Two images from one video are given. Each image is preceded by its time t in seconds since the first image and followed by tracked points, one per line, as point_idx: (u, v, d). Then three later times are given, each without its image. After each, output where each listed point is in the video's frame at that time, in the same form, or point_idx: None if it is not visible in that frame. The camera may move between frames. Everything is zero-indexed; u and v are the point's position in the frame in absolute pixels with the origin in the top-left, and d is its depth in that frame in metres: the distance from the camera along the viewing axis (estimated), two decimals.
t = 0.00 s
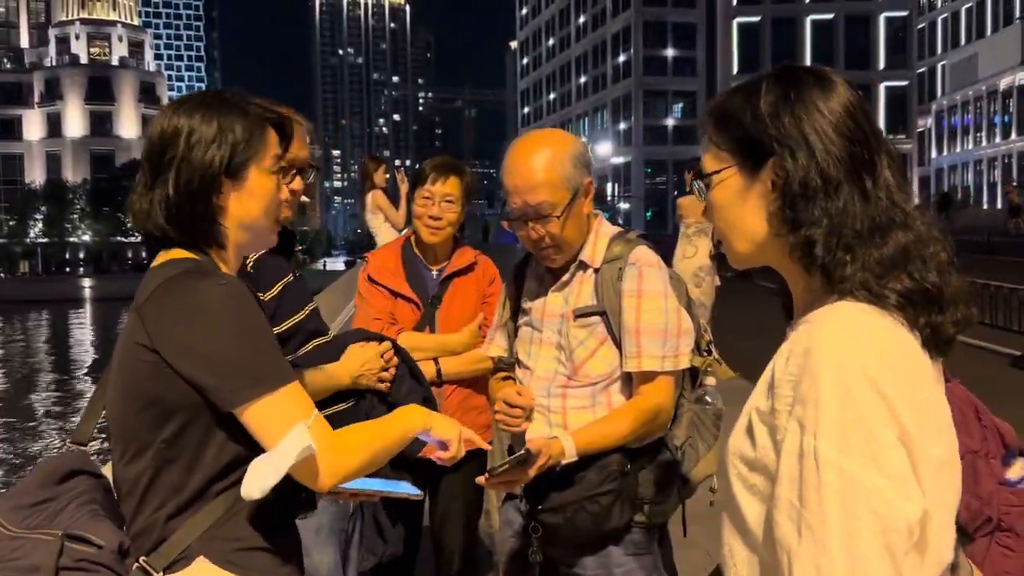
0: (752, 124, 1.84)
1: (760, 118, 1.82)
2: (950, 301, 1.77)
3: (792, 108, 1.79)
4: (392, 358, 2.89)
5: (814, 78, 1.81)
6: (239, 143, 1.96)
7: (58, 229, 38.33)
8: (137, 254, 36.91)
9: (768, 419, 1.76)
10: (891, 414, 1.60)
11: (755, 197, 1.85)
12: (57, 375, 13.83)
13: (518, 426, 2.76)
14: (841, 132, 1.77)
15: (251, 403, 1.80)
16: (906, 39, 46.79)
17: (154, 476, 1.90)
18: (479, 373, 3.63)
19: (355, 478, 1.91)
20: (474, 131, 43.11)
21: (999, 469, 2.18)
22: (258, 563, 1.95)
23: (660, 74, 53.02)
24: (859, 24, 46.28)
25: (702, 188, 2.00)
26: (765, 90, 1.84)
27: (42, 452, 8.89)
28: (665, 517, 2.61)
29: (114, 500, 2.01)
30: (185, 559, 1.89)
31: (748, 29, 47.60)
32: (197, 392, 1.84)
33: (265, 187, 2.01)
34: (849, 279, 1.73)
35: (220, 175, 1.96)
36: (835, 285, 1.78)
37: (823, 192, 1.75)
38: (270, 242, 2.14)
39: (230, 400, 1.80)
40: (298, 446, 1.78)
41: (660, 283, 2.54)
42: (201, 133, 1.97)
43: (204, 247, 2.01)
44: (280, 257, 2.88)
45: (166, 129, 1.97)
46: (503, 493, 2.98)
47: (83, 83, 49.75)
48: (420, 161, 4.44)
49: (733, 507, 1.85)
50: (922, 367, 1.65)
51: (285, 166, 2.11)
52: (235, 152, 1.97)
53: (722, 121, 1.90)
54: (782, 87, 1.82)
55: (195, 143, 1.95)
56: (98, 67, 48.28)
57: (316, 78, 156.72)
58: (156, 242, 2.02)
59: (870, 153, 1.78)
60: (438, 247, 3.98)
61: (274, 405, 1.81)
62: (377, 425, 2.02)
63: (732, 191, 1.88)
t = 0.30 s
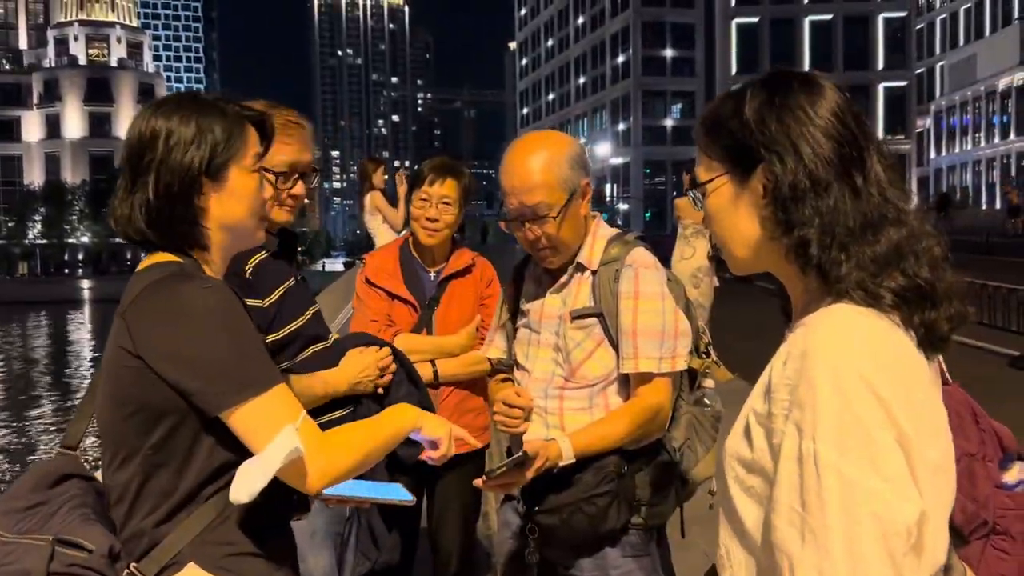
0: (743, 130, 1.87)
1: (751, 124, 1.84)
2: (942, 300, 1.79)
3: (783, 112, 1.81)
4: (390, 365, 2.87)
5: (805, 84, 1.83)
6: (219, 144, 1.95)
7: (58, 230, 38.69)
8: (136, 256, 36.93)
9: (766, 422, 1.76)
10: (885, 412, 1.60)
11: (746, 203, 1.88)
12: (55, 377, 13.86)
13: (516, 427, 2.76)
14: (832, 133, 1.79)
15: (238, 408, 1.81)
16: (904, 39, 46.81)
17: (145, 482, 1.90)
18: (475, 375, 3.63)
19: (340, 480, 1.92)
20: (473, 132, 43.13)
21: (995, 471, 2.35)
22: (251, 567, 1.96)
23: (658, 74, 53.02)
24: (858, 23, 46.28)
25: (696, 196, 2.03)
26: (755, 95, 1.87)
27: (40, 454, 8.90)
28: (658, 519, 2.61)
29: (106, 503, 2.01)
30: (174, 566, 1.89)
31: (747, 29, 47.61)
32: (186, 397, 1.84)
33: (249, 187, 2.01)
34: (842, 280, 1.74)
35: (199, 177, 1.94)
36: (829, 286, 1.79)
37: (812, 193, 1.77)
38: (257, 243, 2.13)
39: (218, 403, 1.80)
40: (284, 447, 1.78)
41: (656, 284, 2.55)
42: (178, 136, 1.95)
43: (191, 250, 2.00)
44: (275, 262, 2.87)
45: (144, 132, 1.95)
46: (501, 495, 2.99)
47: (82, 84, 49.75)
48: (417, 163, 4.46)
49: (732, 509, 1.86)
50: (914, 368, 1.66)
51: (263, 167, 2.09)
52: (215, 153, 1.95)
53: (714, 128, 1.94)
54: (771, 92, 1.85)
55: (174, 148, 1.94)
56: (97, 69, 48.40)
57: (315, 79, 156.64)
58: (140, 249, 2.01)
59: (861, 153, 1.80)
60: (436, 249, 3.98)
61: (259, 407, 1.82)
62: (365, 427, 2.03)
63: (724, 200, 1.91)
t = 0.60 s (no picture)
0: (729, 137, 1.90)
1: (737, 132, 1.88)
2: (925, 299, 1.80)
3: (766, 121, 1.85)
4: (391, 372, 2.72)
5: (789, 94, 1.87)
6: (202, 144, 1.94)
7: (56, 231, 39.41)
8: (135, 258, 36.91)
9: (753, 421, 1.79)
10: (864, 406, 1.61)
11: (734, 209, 1.91)
12: (54, 379, 13.88)
13: (519, 429, 2.75)
14: (815, 139, 1.82)
15: (242, 405, 1.80)
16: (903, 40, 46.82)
17: (141, 486, 1.89)
18: (475, 377, 3.63)
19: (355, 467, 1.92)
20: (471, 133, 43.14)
21: (986, 471, 2.23)
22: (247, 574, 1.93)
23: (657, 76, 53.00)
24: (856, 25, 46.28)
25: (687, 203, 2.06)
26: (740, 106, 1.91)
27: (39, 456, 8.91)
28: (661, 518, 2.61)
29: (103, 507, 2.00)
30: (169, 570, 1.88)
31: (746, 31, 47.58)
32: (179, 402, 1.83)
33: (233, 187, 2.00)
34: (825, 281, 1.76)
35: (183, 177, 1.92)
36: (812, 288, 1.80)
37: (796, 199, 1.79)
38: (244, 242, 2.12)
39: (215, 404, 1.80)
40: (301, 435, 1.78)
41: (657, 286, 2.54)
42: (153, 139, 1.91)
43: (180, 253, 1.99)
44: (276, 267, 2.84)
45: (115, 134, 1.92)
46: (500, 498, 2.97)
47: (80, 86, 49.71)
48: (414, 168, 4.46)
49: (721, 504, 1.87)
50: (895, 367, 1.67)
51: (245, 168, 2.07)
52: (196, 151, 1.93)
53: (703, 138, 1.98)
54: (755, 102, 1.88)
55: (147, 150, 1.90)
56: (96, 71, 48.48)
57: (313, 80, 156.56)
58: (122, 254, 1.98)
59: (842, 160, 1.82)
60: (434, 252, 3.99)
61: (266, 402, 1.81)
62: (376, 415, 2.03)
63: (712, 207, 1.95)
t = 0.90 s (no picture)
0: (729, 133, 1.91)
1: (739, 129, 1.88)
2: (920, 290, 1.82)
3: (767, 118, 1.85)
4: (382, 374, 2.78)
5: (788, 92, 1.88)
6: (193, 145, 1.93)
7: (56, 232, 39.31)
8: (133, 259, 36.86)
9: (753, 408, 1.79)
10: (862, 390, 1.63)
11: (734, 204, 1.92)
12: (53, 381, 13.83)
13: (516, 430, 2.75)
14: (813, 134, 1.83)
15: (232, 409, 1.80)
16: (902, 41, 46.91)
17: (134, 488, 1.89)
18: (472, 378, 3.65)
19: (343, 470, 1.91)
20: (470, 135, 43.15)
21: (968, 465, 2.13)
22: None
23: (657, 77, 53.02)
24: (855, 26, 46.34)
25: (687, 199, 2.06)
26: (741, 102, 1.91)
27: (37, 457, 8.88)
28: (657, 516, 2.61)
29: (98, 508, 1.99)
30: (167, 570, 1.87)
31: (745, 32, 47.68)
32: (172, 404, 1.82)
33: (224, 185, 2.00)
34: (822, 272, 1.78)
35: (174, 176, 1.92)
36: (812, 278, 1.82)
37: (797, 192, 1.80)
38: (236, 241, 2.12)
39: (206, 405, 1.79)
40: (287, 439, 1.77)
41: (654, 288, 2.53)
42: (143, 138, 1.91)
43: (175, 253, 1.98)
44: (271, 268, 2.85)
45: (104, 134, 1.91)
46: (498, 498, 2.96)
47: (80, 88, 49.75)
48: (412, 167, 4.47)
49: (719, 490, 1.87)
50: (890, 353, 1.69)
51: (235, 169, 2.07)
52: (186, 150, 1.93)
53: (704, 134, 1.98)
54: (755, 100, 1.89)
55: (138, 149, 1.89)
56: (96, 72, 48.50)
57: (313, 82, 156.53)
58: (113, 254, 1.98)
59: (841, 155, 1.83)
60: (433, 253, 4.00)
61: (258, 402, 1.81)
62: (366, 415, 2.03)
63: (714, 202, 1.95)
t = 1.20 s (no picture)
0: (734, 131, 1.90)
1: (743, 127, 1.87)
2: (919, 290, 1.83)
3: (770, 119, 1.85)
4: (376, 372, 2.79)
5: (791, 93, 1.88)
6: (190, 146, 1.93)
7: (55, 233, 39.22)
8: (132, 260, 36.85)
9: (757, 396, 1.79)
10: (869, 380, 1.63)
11: (739, 201, 1.90)
12: (53, 382, 13.83)
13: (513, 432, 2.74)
14: (815, 136, 1.83)
15: (226, 411, 1.79)
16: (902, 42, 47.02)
17: (130, 492, 1.89)
18: (471, 379, 3.66)
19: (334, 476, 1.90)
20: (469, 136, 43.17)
21: (957, 465, 2.16)
22: None
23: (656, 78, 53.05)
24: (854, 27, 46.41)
25: (689, 195, 2.05)
26: (746, 103, 1.90)
27: (36, 459, 8.87)
28: (658, 518, 2.61)
29: (95, 510, 1.98)
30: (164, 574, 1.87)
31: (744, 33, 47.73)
32: (167, 406, 1.82)
33: (221, 190, 1.99)
34: (826, 267, 1.77)
35: (172, 177, 1.91)
36: (814, 274, 1.82)
37: (799, 193, 1.80)
38: (233, 246, 2.11)
39: (200, 407, 1.78)
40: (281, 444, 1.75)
41: (653, 288, 2.52)
42: (143, 139, 1.90)
43: (168, 255, 1.97)
44: (262, 267, 2.90)
45: (104, 133, 1.91)
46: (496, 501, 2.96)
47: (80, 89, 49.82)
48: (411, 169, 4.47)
49: (723, 478, 1.86)
50: (893, 345, 1.69)
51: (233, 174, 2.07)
52: (183, 154, 1.92)
53: (709, 132, 1.96)
54: (760, 101, 1.88)
55: (138, 150, 1.89)
56: (95, 74, 48.52)
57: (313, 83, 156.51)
58: (108, 250, 1.97)
59: (842, 158, 1.84)
60: (431, 254, 3.99)
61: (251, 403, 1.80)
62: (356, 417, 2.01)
63: (716, 199, 1.93)
